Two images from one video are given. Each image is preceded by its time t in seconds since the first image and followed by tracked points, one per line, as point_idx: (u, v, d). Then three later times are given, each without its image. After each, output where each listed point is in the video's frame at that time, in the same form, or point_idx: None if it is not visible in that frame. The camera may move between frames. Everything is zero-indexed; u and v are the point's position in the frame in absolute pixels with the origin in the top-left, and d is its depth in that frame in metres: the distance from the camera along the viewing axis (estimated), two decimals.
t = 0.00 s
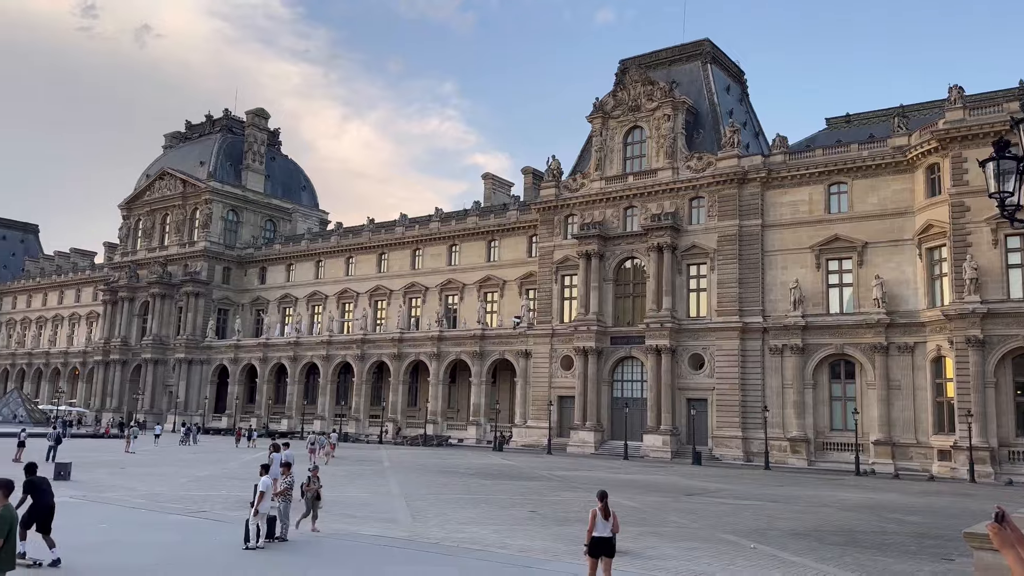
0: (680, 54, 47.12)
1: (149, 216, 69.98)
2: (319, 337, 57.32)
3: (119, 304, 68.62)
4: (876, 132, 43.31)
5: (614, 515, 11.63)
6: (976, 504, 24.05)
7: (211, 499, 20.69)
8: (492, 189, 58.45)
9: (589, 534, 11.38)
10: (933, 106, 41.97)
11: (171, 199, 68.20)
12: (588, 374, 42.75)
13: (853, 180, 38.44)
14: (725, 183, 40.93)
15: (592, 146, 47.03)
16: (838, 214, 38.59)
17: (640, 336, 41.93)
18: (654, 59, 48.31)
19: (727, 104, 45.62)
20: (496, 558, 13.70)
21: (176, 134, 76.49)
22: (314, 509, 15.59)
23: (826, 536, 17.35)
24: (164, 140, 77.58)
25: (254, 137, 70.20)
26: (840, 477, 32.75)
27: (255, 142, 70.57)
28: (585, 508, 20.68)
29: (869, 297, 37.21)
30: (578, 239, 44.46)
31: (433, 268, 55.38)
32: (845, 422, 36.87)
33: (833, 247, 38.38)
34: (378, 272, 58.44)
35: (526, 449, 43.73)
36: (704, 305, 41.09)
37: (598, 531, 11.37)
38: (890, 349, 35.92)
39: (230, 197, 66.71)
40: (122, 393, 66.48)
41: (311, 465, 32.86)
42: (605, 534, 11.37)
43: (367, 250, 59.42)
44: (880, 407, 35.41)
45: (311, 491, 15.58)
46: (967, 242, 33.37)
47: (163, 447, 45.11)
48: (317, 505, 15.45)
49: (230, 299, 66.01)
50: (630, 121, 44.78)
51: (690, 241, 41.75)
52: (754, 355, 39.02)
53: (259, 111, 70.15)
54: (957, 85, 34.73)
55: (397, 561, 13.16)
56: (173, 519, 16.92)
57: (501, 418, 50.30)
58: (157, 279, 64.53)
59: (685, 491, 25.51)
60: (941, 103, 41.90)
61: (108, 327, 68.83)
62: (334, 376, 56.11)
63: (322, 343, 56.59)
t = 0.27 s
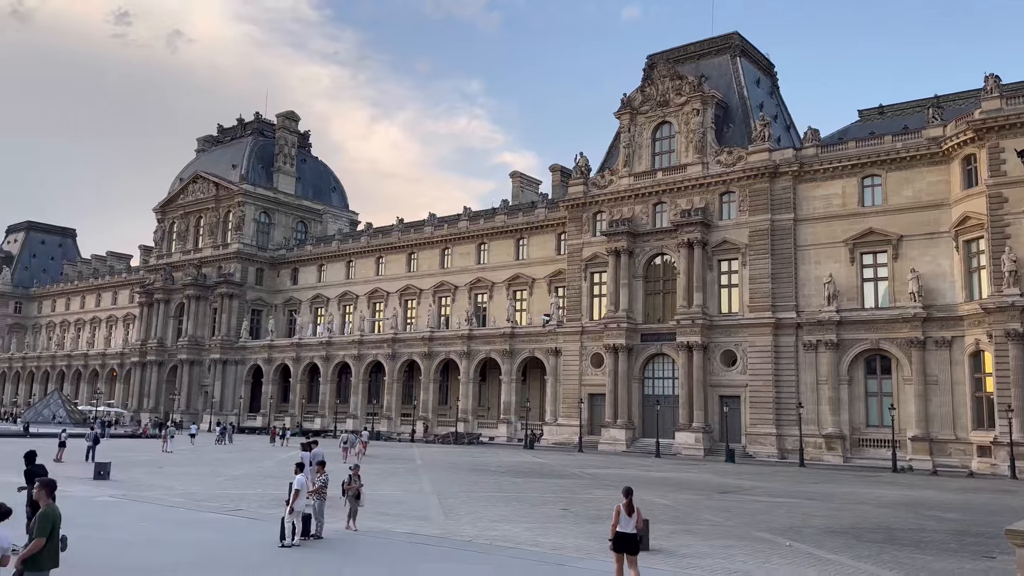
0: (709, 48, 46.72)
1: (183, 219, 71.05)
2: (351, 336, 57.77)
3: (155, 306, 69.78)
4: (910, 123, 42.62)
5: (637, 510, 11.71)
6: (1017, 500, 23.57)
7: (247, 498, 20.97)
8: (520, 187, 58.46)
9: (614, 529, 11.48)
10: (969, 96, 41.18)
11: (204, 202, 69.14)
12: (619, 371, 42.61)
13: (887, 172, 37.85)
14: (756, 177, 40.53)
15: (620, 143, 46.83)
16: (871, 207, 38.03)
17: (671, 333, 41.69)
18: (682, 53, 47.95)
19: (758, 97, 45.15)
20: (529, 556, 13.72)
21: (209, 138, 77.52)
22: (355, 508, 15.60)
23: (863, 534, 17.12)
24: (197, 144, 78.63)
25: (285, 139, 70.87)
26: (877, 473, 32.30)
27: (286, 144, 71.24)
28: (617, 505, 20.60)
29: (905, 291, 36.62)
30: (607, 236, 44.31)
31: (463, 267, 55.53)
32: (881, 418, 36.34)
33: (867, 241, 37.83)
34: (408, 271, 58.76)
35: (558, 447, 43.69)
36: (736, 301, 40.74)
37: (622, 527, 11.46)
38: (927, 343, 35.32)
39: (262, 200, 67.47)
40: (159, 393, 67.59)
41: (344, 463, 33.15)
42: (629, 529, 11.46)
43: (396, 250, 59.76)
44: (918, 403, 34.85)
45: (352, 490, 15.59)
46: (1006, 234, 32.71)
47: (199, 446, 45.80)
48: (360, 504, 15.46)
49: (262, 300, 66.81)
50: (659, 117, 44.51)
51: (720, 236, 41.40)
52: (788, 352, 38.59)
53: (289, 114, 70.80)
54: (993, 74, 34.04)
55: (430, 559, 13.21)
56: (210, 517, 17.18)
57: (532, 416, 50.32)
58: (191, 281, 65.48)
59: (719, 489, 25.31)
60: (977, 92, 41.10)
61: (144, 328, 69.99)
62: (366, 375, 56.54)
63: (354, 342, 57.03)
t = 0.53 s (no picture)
0: (742, 42, 46.23)
1: (220, 223, 72.16)
2: (385, 336, 58.19)
3: (194, 308, 70.97)
4: (950, 114, 41.77)
5: (668, 506, 11.73)
6: None
7: (286, 496, 21.23)
8: (551, 185, 58.41)
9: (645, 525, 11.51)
10: (1011, 85, 40.24)
11: (241, 205, 70.12)
12: (654, 369, 42.39)
13: (927, 164, 37.13)
14: (792, 171, 40.01)
15: (652, 139, 46.56)
16: (911, 201, 37.33)
17: (707, 331, 41.35)
18: (714, 48, 47.48)
19: (793, 91, 44.57)
20: (565, 555, 13.70)
21: (245, 142, 78.60)
22: (400, 507, 15.66)
23: (906, 533, 16.80)
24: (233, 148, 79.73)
25: (319, 142, 71.56)
26: (919, 471, 31.74)
27: (320, 147, 71.92)
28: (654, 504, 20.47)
29: (946, 285, 35.91)
30: (640, 233, 44.08)
31: (495, 267, 55.61)
32: (923, 415, 35.68)
33: (907, 235, 37.17)
34: (441, 271, 59.02)
35: (593, 446, 43.60)
36: (773, 297, 40.26)
37: (653, 522, 11.48)
38: (970, 339, 34.58)
39: (297, 202, 68.22)
40: (199, 394, 68.75)
41: (380, 462, 33.41)
42: (661, 523, 11.46)
43: (429, 250, 60.06)
44: (961, 400, 34.17)
45: (396, 490, 15.66)
46: None
47: (239, 446, 46.48)
48: (404, 504, 15.53)
49: (299, 301, 67.61)
50: (692, 112, 44.16)
51: (756, 232, 40.95)
52: (826, 348, 38.07)
53: (323, 117, 71.45)
54: None
55: (467, 558, 13.25)
56: (250, 515, 17.41)
57: (566, 415, 50.26)
58: (229, 283, 66.48)
59: (757, 487, 25.02)
60: (1019, 81, 40.15)
61: (184, 330, 71.22)
62: (401, 374, 56.93)
63: (388, 342, 57.42)
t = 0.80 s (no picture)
0: (781, 34, 45.57)
1: (262, 225, 73.29)
2: (424, 336, 58.51)
3: (238, 309, 72.18)
4: (999, 103, 40.69)
5: (706, 505, 11.60)
6: None
7: (330, 494, 21.47)
8: (588, 183, 58.23)
9: (684, 524, 11.45)
10: None
11: (282, 208, 71.10)
12: (694, 366, 42.02)
13: (975, 155, 36.23)
14: (835, 165, 39.32)
15: (691, 135, 46.13)
16: (959, 193, 36.46)
17: (749, 328, 40.84)
18: (753, 41, 46.86)
19: (834, 83, 43.82)
20: (606, 554, 13.64)
21: (285, 146, 79.67)
22: (449, 506, 15.67)
23: (957, 533, 16.41)
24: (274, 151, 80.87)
25: (358, 144, 72.21)
26: (970, 470, 31.00)
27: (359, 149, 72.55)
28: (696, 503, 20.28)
29: (996, 279, 35.00)
30: (679, 230, 43.69)
31: (533, 265, 55.58)
32: (973, 413, 34.82)
33: (954, 229, 36.32)
34: (479, 270, 59.17)
35: (633, 445, 43.33)
36: (817, 293, 39.63)
37: (691, 522, 11.36)
38: (1022, 334, 33.65)
39: (337, 204, 68.95)
40: (244, 394, 69.91)
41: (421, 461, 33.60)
42: (698, 524, 11.31)
43: (467, 250, 60.26)
44: (1013, 397, 33.27)
45: (445, 488, 15.66)
46: None
47: (283, 445, 47.14)
48: (453, 503, 15.57)
49: (339, 302, 68.38)
50: (731, 107, 43.66)
51: (799, 227, 40.34)
52: (872, 345, 37.36)
53: (362, 119, 72.05)
54: None
55: (507, 556, 13.28)
56: (294, 513, 17.66)
57: (606, 413, 50.06)
58: (272, 284, 67.47)
59: (801, 487, 24.65)
60: None
61: (229, 331, 72.47)
62: (440, 373, 57.22)
63: (427, 342, 57.75)
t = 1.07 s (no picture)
0: (828, 25, 44.69)
1: (308, 227, 74.36)
2: (468, 335, 58.75)
3: (286, 310, 73.37)
4: None
5: (751, 502, 11.52)
6: None
7: (377, 492, 21.70)
8: (631, 180, 57.86)
9: (728, 522, 11.31)
10: None
11: (327, 210, 72.05)
12: (742, 364, 41.50)
13: None
14: (885, 157, 38.44)
15: (736, 129, 45.53)
16: (1015, 183, 35.37)
17: (797, 325, 40.15)
18: (798, 33, 46.03)
19: (883, 74, 42.82)
20: (653, 553, 13.53)
21: (330, 148, 80.68)
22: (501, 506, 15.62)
23: (1017, 534, 15.93)
24: (319, 154, 81.97)
25: (401, 146, 72.76)
26: None
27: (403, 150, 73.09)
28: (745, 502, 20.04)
29: None
30: (725, 225, 43.15)
31: (576, 263, 55.41)
32: None
33: (1010, 221, 35.25)
34: (522, 269, 59.20)
35: (680, 444, 42.93)
36: (867, 289, 38.80)
37: (737, 519, 11.25)
38: None
39: (381, 205, 69.63)
40: (293, 393, 71.08)
41: (466, 459, 33.76)
42: (745, 521, 11.21)
43: (509, 248, 60.33)
44: None
45: (498, 489, 15.58)
46: None
47: (331, 443, 47.82)
48: (505, 502, 15.52)
49: (384, 301, 69.07)
50: (777, 100, 42.99)
51: (848, 221, 39.53)
52: (925, 341, 36.45)
53: (404, 121, 72.58)
54: None
55: (553, 554, 13.30)
56: (342, 511, 17.88)
57: (652, 412, 49.71)
58: (319, 285, 68.44)
59: (853, 486, 24.16)
60: None
61: (277, 332, 73.70)
62: (484, 372, 57.39)
63: (471, 340, 57.96)
